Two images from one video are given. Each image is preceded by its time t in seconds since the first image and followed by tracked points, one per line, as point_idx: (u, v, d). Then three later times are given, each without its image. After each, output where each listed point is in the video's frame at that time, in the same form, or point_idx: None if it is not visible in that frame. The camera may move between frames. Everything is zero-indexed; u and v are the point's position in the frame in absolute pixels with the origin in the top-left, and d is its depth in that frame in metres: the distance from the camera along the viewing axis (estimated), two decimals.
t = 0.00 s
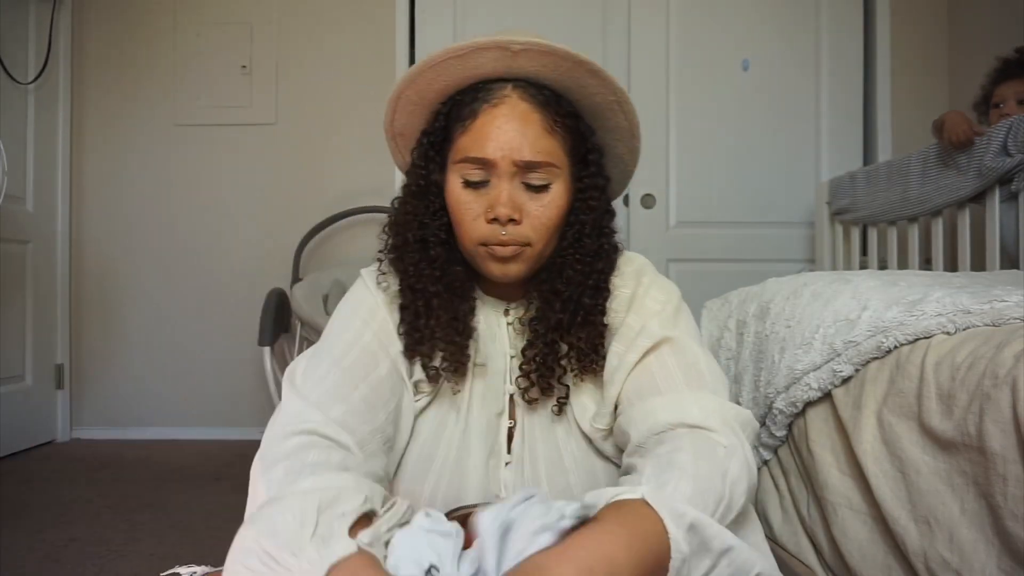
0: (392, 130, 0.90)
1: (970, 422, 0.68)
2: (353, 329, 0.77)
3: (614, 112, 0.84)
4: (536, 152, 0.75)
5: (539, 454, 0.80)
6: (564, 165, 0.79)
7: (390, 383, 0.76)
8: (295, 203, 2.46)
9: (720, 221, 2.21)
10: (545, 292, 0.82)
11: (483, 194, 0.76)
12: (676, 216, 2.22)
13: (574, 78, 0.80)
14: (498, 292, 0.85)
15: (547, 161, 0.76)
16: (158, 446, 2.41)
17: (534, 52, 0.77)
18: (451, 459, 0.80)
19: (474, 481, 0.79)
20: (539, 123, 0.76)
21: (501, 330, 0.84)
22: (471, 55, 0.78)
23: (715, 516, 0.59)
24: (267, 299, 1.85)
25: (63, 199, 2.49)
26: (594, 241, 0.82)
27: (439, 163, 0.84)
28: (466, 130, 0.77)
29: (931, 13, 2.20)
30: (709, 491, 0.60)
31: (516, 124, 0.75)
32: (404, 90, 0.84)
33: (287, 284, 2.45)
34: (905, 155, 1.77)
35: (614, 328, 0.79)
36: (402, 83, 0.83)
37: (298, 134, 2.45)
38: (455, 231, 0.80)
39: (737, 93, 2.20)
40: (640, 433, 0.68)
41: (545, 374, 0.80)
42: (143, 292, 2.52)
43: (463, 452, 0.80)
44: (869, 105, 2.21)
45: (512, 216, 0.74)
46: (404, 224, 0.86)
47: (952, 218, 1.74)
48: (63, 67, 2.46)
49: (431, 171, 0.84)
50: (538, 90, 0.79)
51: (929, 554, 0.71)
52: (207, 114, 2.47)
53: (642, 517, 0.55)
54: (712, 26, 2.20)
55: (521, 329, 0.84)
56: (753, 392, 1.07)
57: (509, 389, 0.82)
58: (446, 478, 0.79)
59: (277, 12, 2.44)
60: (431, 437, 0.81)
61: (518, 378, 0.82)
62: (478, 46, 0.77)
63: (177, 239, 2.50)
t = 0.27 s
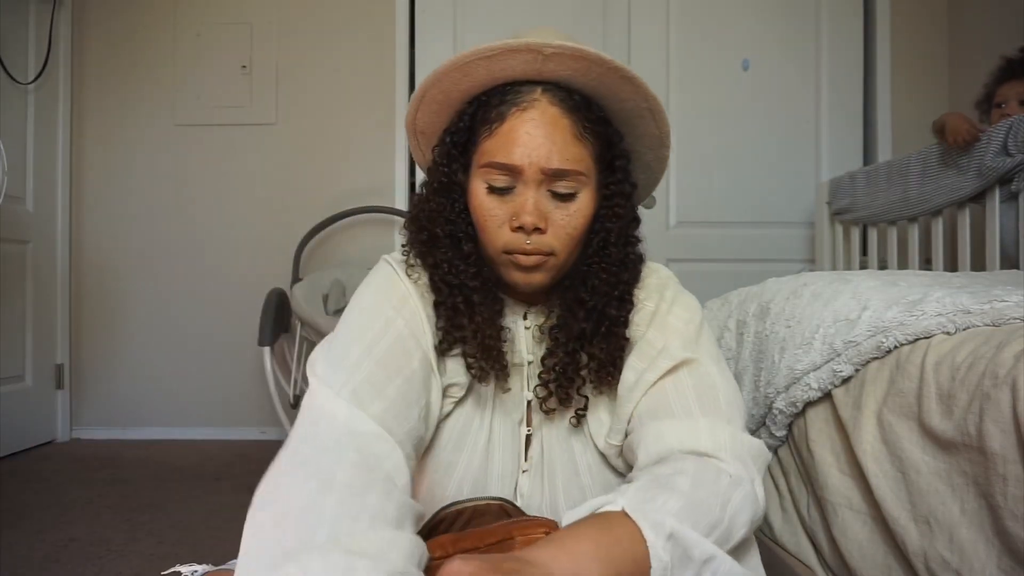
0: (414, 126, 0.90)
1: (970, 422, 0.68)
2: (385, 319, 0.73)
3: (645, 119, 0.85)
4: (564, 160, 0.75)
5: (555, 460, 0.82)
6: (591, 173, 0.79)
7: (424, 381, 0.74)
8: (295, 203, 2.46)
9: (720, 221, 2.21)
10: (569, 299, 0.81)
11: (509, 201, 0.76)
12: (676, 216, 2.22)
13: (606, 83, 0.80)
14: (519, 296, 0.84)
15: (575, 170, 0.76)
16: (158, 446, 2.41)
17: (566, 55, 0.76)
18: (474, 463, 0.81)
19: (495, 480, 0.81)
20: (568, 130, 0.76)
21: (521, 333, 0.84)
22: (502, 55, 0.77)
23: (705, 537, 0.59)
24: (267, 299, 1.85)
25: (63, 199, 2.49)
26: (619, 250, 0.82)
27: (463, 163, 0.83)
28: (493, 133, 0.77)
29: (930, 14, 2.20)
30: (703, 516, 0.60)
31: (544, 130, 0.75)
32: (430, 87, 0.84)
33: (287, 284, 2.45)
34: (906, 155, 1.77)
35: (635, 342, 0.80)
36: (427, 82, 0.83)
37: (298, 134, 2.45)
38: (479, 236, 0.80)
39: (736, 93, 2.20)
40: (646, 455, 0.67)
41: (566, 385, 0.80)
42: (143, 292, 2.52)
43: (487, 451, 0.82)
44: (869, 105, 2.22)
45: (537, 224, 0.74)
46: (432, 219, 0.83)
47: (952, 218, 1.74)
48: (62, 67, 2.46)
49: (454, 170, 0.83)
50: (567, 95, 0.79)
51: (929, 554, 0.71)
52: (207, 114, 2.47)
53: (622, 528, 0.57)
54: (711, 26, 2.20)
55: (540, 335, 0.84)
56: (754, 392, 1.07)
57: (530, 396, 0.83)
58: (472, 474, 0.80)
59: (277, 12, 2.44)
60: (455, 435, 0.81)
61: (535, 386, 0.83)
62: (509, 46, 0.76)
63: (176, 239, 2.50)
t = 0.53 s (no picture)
0: (420, 128, 0.91)
1: (970, 422, 0.68)
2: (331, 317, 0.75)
3: (657, 122, 0.85)
4: (571, 165, 0.75)
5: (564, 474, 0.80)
6: (599, 177, 0.78)
7: (371, 374, 0.74)
8: (295, 203, 2.46)
9: (720, 221, 2.21)
10: (581, 311, 0.82)
11: (515, 206, 0.76)
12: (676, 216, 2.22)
13: (615, 84, 0.80)
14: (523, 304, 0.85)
15: (582, 175, 0.76)
16: (158, 446, 2.41)
17: (574, 56, 0.76)
18: (466, 477, 0.79)
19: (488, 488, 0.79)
20: (576, 134, 0.76)
21: (527, 344, 0.85)
22: (509, 56, 0.77)
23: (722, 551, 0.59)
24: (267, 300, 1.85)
25: (64, 199, 2.49)
26: (630, 260, 0.83)
27: (468, 167, 0.83)
28: (499, 136, 0.77)
29: (930, 13, 2.20)
30: (720, 532, 0.59)
31: (550, 135, 0.75)
32: (437, 89, 0.84)
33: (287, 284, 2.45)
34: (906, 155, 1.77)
35: (647, 358, 0.80)
36: (433, 82, 0.83)
37: (298, 134, 2.45)
38: (484, 241, 0.80)
39: (736, 93, 2.20)
40: (659, 477, 0.67)
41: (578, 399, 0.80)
42: (143, 292, 2.52)
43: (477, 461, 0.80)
44: (869, 105, 2.22)
45: (543, 231, 0.74)
46: (432, 225, 0.85)
47: (952, 218, 1.74)
48: (62, 67, 2.46)
49: (459, 174, 0.84)
50: (577, 97, 0.79)
51: (929, 554, 0.71)
52: (206, 114, 2.47)
53: (646, 533, 0.56)
54: (711, 26, 2.20)
55: (548, 346, 0.85)
56: (754, 392, 1.07)
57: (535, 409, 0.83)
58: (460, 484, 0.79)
59: (277, 12, 2.44)
60: (444, 448, 0.81)
61: (545, 399, 0.83)
62: (517, 47, 0.76)
63: (176, 239, 2.50)
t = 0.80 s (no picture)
0: (422, 126, 0.91)
1: (970, 422, 0.68)
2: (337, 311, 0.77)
3: (657, 126, 0.85)
4: (571, 166, 0.75)
5: (554, 469, 0.80)
6: (598, 179, 0.78)
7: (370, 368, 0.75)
8: (295, 203, 2.46)
9: (720, 220, 2.21)
10: (574, 309, 0.82)
11: (513, 206, 0.76)
12: (676, 216, 2.22)
13: (615, 87, 0.80)
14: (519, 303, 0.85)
15: (581, 178, 0.76)
16: (158, 446, 2.41)
17: (576, 59, 0.76)
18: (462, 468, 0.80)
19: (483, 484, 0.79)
20: (576, 137, 0.76)
21: (519, 339, 0.85)
22: (511, 56, 0.78)
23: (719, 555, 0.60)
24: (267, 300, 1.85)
25: (63, 199, 2.49)
26: (626, 259, 0.83)
27: (468, 166, 0.83)
28: (499, 137, 0.77)
29: (931, 13, 2.20)
30: (715, 534, 0.60)
31: (550, 136, 0.75)
32: (438, 86, 0.84)
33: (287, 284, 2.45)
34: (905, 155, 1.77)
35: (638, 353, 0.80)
36: (435, 81, 0.83)
37: (298, 134, 2.45)
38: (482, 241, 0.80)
39: (736, 93, 2.20)
40: (651, 469, 0.68)
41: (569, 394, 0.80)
42: (143, 292, 2.52)
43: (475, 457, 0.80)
44: (869, 105, 2.22)
45: (540, 232, 0.74)
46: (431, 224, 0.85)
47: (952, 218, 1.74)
48: (62, 67, 2.46)
49: (459, 173, 0.83)
50: (578, 100, 0.79)
51: (929, 554, 0.71)
52: (207, 114, 2.47)
53: (643, 536, 0.56)
54: (712, 25, 2.20)
55: (542, 344, 0.85)
56: (753, 392, 1.07)
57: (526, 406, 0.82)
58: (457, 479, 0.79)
59: (277, 12, 2.44)
60: (439, 443, 0.81)
61: (536, 394, 0.83)
62: (518, 48, 0.76)
63: (176, 238, 2.50)
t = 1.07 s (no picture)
0: (425, 126, 0.91)
1: (970, 422, 0.68)
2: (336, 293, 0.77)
3: (661, 121, 0.85)
4: (577, 162, 0.75)
5: (556, 469, 0.81)
6: (604, 176, 0.79)
7: (382, 349, 0.76)
8: (295, 203, 2.46)
9: (720, 221, 2.21)
10: (580, 306, 0.82)
11: (520, 201, 0.76)
12: (676, 216, 2.22)
13: (620, 82, 0.80)
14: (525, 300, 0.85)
15: (587, 172, 0.76)
16: (158, 446, 2.41)
17: (581, 55, 0.76)
18: (469, 469, 0.79)
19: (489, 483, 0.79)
20: (581, 131, 0.76)
21: (524, 338, 0.85)
22: (515, 53, 0.77)
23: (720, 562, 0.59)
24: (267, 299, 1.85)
25: (63, 199, 2.49)
26: (632, 257, 0.83)
27: (474, 163, 0.83)
28: (506, 134, 0.77)
29: (931, 14, 2.20)
30: (715, 543, 0.60)
31: (557, 133, 0.75)
32: (442, 85, 0.84)
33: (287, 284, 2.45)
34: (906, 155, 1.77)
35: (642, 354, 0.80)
36: (439, 79, 0.83)
37: (298, 134, 2.45)
38: (488, 238, 0.80)
39: (736, 93, 2.20)
40: (652, 475, 0.68)
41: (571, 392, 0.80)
42: (143, 292, 2.52)
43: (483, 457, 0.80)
44: (869, 105, 2.22)
45: (548, 227, 0.75)
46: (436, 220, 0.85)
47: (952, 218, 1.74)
48: (62, 67, 2.46)
49: (465, 170, 0.84)
50: (582, 96, 0.79)
51: (929, 554, 0.71)
52: (207, 114, 2.47)
53: (644, 546, 0.56)
54: (711, 26, 2.20)
55: (546, 342, 0.85)
56: (753, 392, 1.07)
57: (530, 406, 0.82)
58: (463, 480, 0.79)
59: (277, 11, 2.44)
60: (449, 442, 0.81)
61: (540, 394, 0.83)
62: (523, 45, 0.76)
63: (177, 238, 2.50)
